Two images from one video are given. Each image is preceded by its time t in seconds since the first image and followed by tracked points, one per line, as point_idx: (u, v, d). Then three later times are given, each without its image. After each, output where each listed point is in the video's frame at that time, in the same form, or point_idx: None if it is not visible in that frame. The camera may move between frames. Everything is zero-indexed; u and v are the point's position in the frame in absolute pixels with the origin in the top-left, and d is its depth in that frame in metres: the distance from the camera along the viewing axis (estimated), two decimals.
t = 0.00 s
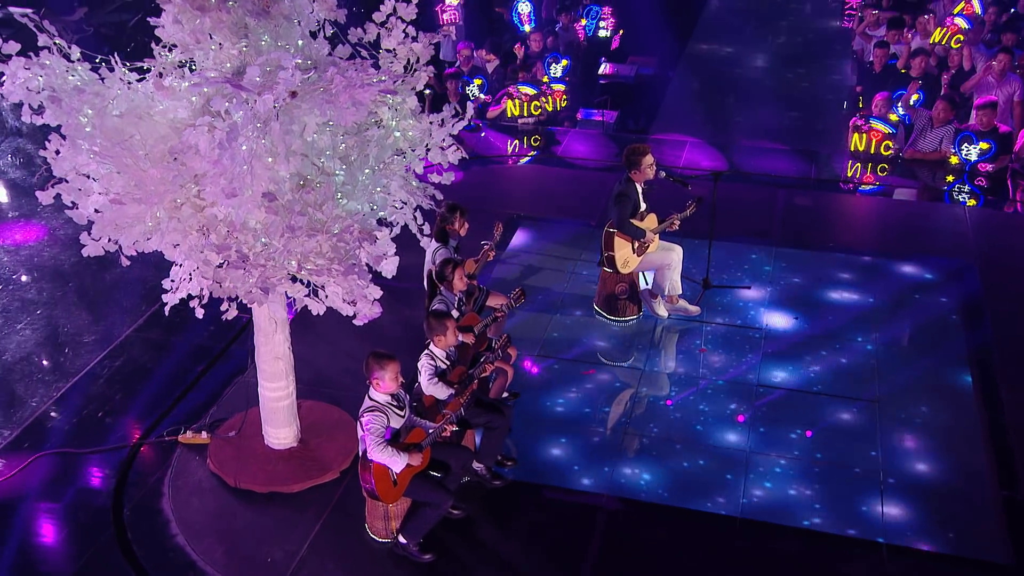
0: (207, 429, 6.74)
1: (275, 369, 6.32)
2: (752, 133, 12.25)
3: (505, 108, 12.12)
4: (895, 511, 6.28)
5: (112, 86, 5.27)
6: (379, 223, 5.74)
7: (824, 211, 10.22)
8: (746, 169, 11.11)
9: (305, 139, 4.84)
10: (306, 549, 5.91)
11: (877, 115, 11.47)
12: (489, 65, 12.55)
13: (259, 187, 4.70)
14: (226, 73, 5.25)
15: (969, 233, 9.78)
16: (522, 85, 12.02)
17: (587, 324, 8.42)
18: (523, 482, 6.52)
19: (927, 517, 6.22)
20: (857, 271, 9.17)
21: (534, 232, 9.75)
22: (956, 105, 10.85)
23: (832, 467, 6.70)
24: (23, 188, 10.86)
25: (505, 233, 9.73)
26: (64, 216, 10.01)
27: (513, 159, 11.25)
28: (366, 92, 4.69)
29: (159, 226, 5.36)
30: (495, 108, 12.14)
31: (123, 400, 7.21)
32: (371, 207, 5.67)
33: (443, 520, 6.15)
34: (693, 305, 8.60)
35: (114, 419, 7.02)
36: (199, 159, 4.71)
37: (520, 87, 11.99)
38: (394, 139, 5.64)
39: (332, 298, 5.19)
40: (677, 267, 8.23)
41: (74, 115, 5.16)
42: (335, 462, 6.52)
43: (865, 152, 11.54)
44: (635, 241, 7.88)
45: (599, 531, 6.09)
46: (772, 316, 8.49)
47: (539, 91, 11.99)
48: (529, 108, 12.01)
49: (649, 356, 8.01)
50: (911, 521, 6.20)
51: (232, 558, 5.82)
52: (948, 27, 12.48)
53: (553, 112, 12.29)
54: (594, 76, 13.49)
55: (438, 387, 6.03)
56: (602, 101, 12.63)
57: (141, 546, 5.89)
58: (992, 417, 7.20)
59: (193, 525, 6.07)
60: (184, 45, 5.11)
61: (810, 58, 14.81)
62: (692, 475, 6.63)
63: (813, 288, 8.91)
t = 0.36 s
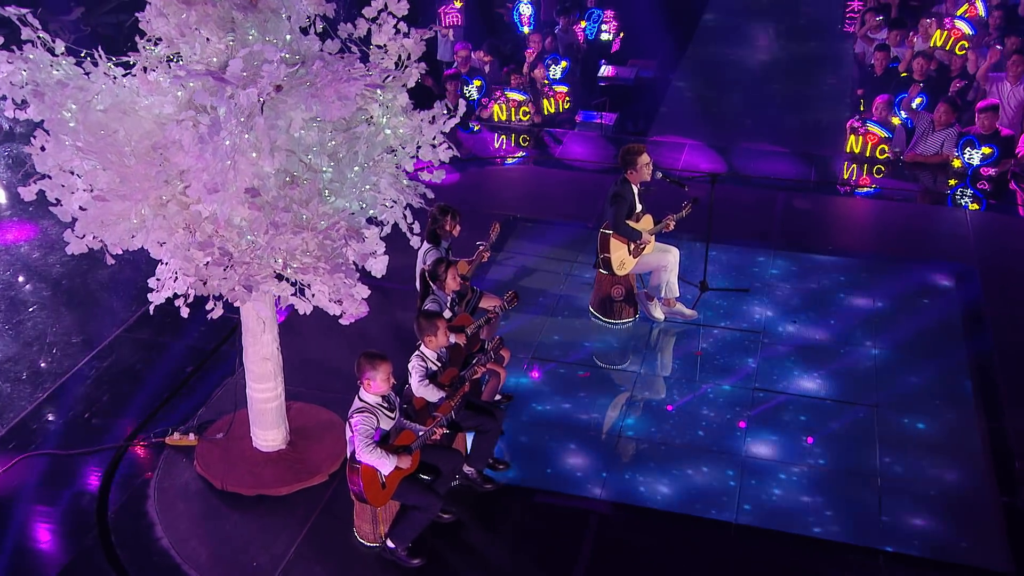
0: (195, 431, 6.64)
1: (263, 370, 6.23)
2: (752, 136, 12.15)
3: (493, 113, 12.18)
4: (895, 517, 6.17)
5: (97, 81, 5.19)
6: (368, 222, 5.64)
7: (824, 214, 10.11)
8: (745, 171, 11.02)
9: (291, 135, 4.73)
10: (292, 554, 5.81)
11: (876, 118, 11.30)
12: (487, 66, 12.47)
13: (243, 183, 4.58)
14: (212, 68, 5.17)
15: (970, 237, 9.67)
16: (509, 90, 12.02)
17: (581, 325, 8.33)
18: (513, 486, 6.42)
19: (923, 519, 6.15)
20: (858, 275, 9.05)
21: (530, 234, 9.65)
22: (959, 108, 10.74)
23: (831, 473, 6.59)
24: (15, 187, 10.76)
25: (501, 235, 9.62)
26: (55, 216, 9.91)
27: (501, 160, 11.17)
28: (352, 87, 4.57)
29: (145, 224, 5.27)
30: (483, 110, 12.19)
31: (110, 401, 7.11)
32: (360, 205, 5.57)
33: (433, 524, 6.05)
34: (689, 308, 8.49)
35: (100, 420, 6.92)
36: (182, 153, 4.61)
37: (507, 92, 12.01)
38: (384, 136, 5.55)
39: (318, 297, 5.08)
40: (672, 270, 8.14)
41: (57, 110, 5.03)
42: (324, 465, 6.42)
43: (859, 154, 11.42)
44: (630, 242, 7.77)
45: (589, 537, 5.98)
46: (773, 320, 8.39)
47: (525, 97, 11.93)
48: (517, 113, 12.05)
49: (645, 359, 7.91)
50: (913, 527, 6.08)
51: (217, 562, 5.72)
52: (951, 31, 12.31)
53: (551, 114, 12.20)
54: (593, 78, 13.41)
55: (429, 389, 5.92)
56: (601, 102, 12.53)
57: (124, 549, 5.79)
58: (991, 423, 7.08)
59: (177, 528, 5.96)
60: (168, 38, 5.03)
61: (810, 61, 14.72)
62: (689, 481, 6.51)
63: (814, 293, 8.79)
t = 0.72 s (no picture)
0: (185, 432, 6.54)
1: (253, 370, 6.13)
2: (755, 139, 12.03)
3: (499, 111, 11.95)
4: (902, 525, 6.04)
5: (84, 73, 5.08)
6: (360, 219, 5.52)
7: (827, 218, 10.00)
8: (748, 174, 10.91)
9: (279, 128, 4.63)
10: (280, 557, 5.70)
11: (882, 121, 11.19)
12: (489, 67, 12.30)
13: (229, 176, 4.50)
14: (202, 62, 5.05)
15: (975, 242, 9.55)
16: (515, 89, 11.83)
17: (579, 328, 8.22)
18: (507, 490, 6.31)
19: (930, 527, 6.03)
20: (863, 280, 8.93)
21: (529, 236, 9.52)
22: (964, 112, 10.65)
23: (836, 481, 6.46)
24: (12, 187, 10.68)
25: (500, 237, 9.50)
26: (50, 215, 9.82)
27: (506, 161, 11.08)
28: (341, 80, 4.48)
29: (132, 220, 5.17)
30: (490, 108, 12.00)
31: (100, 401, 7.01)
32: (352, 202, 5.43)
33: (424, 528, 5.94)
34: (689, 311, 8.38)
35: (89, 420, 6.82)
36: (168, 148, 4.51)
37: (513, 91, 11.81)
38: (377, 132, 5.49)
39: (306, 295, 4.99)
40: (672, 272, 8.00)
41: (43, 103, 4.95)
42: (315, 467, 6.31)
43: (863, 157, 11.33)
44: (628, 243, 7.68)
45: (584, 543, 5.87)
46: (776, 325, 8.26)
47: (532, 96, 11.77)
48: (522, 113, 11.85)
49: (643, 362, 7.79)
50: (921, 535, 5.96)
51: (204, 566, 5.61)
52: (959, 34, 12.12)
53: (553, 115, 12.10)
54: (596, 80, 13.30)
55: (419, 394, 5.84)
56: (603, 104, 12.42)
57: (110, 552, 5.69)
58: (995, 430, 6.96)
59: (164, 530, 5.86)
60: (156, 30, 4.93)
61: (815, 64, 14.59)
62: (690, 487, 6.39)
63: (819, 298, 8.66)
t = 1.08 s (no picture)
0: (175, 432, 6.45)
1: (244, 370, 6.03)
2: (759, 142, 11.93)
3: (513, 108, 11.85)
4: (913, 535, 5.92)
5: (71, 66, 5.01)
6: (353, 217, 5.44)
7: (831, 222, 9.88)
8: (751, 177, 10.81)
9: (268, 123, 4.55)
10: (268, 560, 5.61)
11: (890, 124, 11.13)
12: (493, 68, 12.18)
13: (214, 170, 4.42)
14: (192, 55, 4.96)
15: (981, 248, 9.42)
16: (531, 86, 11.76)
17: (577, 330, 8.11)
18: (501, 494, 6.20)
19: (941, 536, 5.90)
20: (869, 285, 8.81)
21: (529, 236, 9.42)
22: (971, 116, 10.56)
23: (843, 488, 6.33)
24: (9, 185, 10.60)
25: (499, 237, 9.38)
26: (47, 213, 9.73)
27: (521, 163, 10.97)
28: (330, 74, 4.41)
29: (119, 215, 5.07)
30: (503, 106, 11.87)
31: (89, 400, 6.93)
32: (344, 200, 5.37)
33: (415, 532, 5.84)
34: (689, 315, 8.27)
35: (79, 420, 6.74)
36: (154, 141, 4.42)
37: (529, 89, 11.74)
38: (371, 129, 5.42)
39: (295, 293, 4.88)
40: (672, 274, 7.89)
41: (28, 96, 4.88)
42: (306, 468, 6.21)
43: (877, 161, 11.18)
44: (628, 244, 7.59)
45: (579, 548, 5.75)
46: (781, 330, 8.14)
47: (547, 96, 11.72)
48: (534, 111, 11.78)
49: (642, 366, 7.68)
50: (933, 545, 5.82)
51: (191, 569, 5.52)
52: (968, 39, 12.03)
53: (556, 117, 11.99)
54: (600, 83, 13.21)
55: (409, 398, 5.78)
56: (606, 106, 12.32)
57: (96, 554, 5.60)
58: (1000, 439, 6.83)
59: (151, 532, 5.77)
60: (143, 22, 4.83)
61: (821, 68, 14.48)
62: (695, 493, 6.27)
63: (824, 303, 8.53)
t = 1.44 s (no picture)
0: (167, 432, 6.36)
1: (236, 369, 5.94)
2: (765, 145, 11.81)
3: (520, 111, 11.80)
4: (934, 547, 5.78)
5: (60, 59, 4.91)
6: (347, 215, 5.32)
7: (838, 226, 9.75)
8: (757, 181, 10.69)
9: (257, 116, 4.47)
10: (258, 563, 5.51)
11: (900, 128, 11.04)
12: (497, 68, 12.12)
13: (201, 164, 4.33)
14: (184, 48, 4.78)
15: (990, 253, 9.29)
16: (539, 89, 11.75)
17: (578, 333, 8.00)
18: (496, 497, 6.10)
19: (964, 549, 5.76)
20: (879, 290, 8.68)
21: (531, 237, 9.31)
22: (980, 119, 10.40)
23: (850, 496, 6.20)
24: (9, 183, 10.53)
25: (500, 239, 9.28)
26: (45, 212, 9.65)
27: (528, 164, 10.87)
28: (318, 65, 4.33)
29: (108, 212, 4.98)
30: (510, 109, 11.80)
31: (81, 400, 6.84)
32: (339, 197, 5.22)
33: (408, 535, 5.73)
34: (691, 318, 8.15)
35: (70, 419, 6.65)
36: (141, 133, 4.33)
37: (537, 92, 11.73)
38: (365, 125, 5.36)
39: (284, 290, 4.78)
40: (674, 276, 7.77)
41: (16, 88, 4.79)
42: (299, 470, 6.12)
43: (886, 167, 10.99)
44: (630, 246, 7.49)
45: (574, 553, 5.65)
46: (787, 335, 8.03)
47: (553, 98, 11.72)
48: (541, 114, 11.76)
49: (641, 369, 7.57)
50: (957, 558, 5.68)
51: (179, 571, 5.42)
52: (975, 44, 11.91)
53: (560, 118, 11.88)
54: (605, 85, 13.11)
55: (403, 398, 5.66)
56: (611, 109, 12.22)
57: (83, 555, 5.51)
58: (1007, 447, 6.70)
59: (140, 533, 5.68)
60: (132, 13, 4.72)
61: (829, 72, 14.35)
62: (708, 502, 6.14)
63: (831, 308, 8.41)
